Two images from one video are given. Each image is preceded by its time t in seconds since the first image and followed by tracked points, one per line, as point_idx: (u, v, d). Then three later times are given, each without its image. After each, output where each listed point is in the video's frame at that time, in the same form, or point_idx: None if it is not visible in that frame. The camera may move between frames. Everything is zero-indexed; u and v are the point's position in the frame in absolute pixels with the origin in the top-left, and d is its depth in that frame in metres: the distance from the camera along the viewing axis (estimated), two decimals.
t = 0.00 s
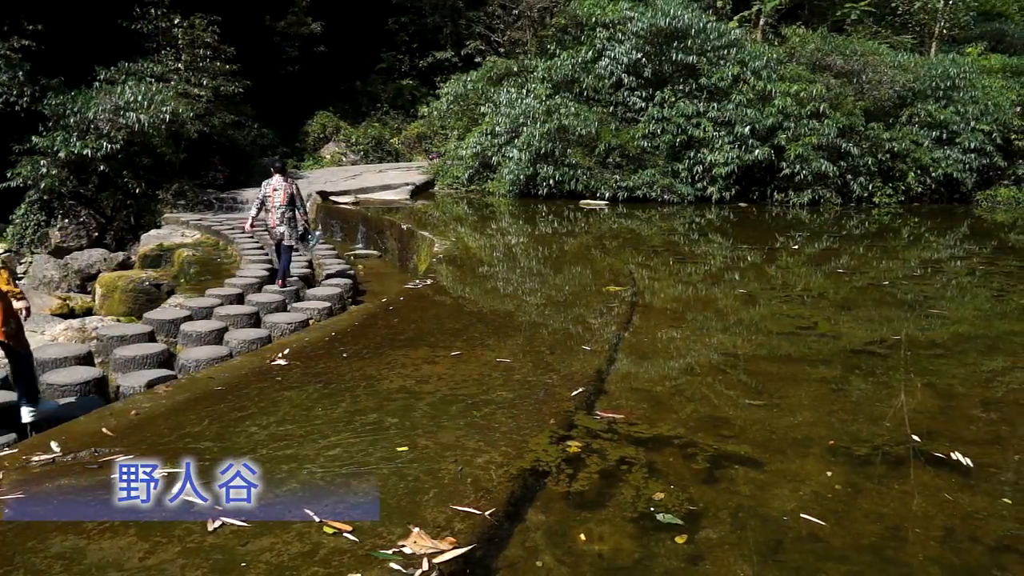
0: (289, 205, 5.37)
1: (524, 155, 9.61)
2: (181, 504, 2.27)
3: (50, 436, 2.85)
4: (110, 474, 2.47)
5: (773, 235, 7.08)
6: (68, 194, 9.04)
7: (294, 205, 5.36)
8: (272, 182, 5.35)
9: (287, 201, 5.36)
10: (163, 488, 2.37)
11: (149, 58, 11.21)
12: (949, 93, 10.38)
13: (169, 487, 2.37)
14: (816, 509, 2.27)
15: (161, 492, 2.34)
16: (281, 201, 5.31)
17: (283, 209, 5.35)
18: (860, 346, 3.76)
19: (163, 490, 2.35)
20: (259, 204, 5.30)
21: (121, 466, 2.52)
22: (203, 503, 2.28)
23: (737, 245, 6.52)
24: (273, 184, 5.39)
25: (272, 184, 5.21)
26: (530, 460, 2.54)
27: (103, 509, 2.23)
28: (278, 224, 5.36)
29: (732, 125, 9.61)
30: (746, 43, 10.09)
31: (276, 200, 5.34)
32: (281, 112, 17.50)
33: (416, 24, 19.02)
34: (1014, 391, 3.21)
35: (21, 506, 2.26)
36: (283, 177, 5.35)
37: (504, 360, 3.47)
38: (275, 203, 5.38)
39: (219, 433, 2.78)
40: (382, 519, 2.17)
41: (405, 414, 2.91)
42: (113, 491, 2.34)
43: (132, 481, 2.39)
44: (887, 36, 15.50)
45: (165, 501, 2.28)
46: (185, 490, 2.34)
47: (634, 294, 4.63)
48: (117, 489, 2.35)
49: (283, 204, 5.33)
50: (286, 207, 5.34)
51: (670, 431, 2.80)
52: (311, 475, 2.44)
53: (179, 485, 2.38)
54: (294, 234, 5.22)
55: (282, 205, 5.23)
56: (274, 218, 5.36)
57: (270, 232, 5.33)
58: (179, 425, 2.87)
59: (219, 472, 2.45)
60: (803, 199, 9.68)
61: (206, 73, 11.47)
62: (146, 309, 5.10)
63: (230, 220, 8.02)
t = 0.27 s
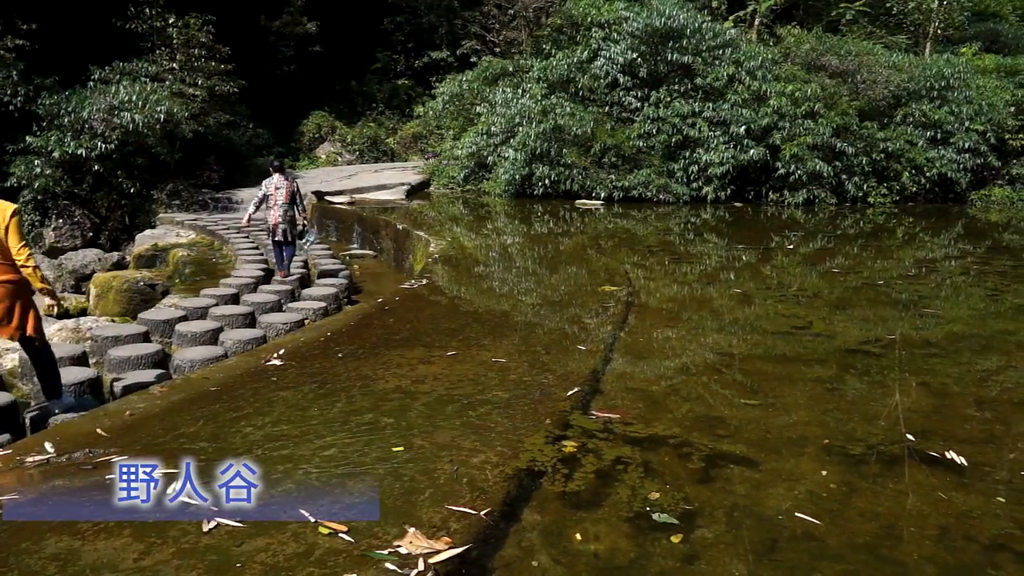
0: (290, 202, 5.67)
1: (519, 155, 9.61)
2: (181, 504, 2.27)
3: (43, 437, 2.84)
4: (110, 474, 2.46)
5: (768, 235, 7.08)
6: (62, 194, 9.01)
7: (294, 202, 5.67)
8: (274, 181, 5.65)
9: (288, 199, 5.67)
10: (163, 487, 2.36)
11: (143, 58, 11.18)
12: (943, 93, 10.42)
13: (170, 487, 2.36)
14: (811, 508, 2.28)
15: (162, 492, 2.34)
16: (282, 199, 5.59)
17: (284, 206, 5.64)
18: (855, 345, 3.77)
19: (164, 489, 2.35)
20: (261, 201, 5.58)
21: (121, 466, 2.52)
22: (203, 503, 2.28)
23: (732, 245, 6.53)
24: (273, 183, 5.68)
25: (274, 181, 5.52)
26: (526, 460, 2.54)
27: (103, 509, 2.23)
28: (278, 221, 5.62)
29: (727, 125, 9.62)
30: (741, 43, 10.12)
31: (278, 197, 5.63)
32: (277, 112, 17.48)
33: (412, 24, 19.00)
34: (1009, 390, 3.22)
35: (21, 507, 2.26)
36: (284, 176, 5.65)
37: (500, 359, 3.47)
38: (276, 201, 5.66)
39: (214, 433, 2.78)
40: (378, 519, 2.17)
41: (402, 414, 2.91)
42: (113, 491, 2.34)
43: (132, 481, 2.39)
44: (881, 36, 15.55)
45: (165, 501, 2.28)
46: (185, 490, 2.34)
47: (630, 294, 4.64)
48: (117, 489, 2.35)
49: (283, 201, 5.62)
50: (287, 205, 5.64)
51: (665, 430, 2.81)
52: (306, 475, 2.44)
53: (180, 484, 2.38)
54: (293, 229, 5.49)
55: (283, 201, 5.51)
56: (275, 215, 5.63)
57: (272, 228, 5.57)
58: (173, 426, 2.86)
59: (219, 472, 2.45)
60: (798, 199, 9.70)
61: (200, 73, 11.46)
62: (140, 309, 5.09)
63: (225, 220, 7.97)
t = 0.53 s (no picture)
0: (286, 201, 5.74)
1: (512, 155, 9.61)
2: (181, 505, 2.27)
3: (35, 438, 2.82)
4: (109, 474, 2.46)
5: (760, 235, 7.10)
6: (52, 194, 8.94)
7: (291, 201, 5.75)
8: (271, 179, 5.71)
9: (285, 198, 5.74)
10: (163, 487, 2.36)
11: (134, 57, 11.13)
12: (933, 93, 10.45)
13: (170, 486, 2.36)
14: (803, 507, 2.28)
15: (162, 492, 2.33)
16: (278, 197, 5.66)
17: (281, 204, 5.71)
18: (847, 344, 3.79)
19: (164, 489, 2.35)
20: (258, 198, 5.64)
21: (120, 466, 2.51)
22: (203, 503, 2.27)
23: (724, 245, 6.54)
24: (270, 181, 5.74)
25: (272, 179, 5.58)
26: (519, 460, 2.54)
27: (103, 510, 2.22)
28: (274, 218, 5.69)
29: (720, 125, 9.64)
30: (733, 44, 10.14)
31: (275, 196, 5.69)
32: (269, 112, 17.44)
33: (404, 24, 18.97)
34: (999, 388, 3.24)
35: (20, 507, 2.25)
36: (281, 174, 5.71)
37: (493, 359, 3.46)
38: (272, 199, 5.72)
39: (208, 434, 2.77)
40: (371, 520, 2.17)
41: (394, 414, 2.91)
42: (113, 491, 2.33)
43: (132, 481, 2.38)
44: (873, 36, 15.61)
45: (165, 501, 2.28)
46: (185, 490, 2.33)
47: (623, 293, 4.64)
48: (117, 489, 2.35)
49: (280, 199, 5.68)
50: (284, 203, 5.71)
51: (658, 430, 2.81)
52: (300, 475, 2.43)
53: (180, 484, 2.37)
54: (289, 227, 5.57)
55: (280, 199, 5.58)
56: (271, 212, 5.69)
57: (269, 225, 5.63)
58: (167, 427, 2.85)
59: (219, 471, 2.45)
60: (790, 199, 9.73)
61: (192, 72, 11.44)
62: (132, 310, 5.06)
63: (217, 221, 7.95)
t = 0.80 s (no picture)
0: (281, 202, 5.77)
1: (504, 155, 9.60)
2: (181, 504, 2.27)
3: (24, 440, 2.81)
4: (109, 473, 2.46)
5: (751, 235, 7.11)
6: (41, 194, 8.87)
7: (285, 202, 5.78)
8: (266, 178, 5.73)
9: (279, 198, 5.77)
10: (163, 487, 2.36)
11: (124, 56, 11.09)
12: (923, 93, 10.49)
13: (170, 486, 2.36)
14: (794, 506, 2.29)
15: (161, 492, 2.34)
16: (273, 198, 5.70)
17: (275, 205, 5.73)
18: (837, 343, 3.80)
19: (164, 489, 2.35)
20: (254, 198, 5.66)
21: (120, 466, 2.51)
22: (203, 503, 2.28)
23: (715, 245, 6.55)
24: (265, 181, 5.76)
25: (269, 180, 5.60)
26: (511, 460, 2.54)
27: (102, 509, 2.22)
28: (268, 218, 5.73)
29: (711, 125, 9.66)
30: (724, 44, 10.17)
31: (270, 196, 5.72)
32: (260, 112, 17.39)
33: (395, 23, 18.94)
34: (988, 387, 3.26)
35: (19, 506, 2.25)
36: (277, 174, 5.74)
37: (484, 359, 3.46)
38: (267, 199, 5.75)
39: (198, 435, 2.76)
40: (362, 520, 2.16)
41: (386, 414, 2.90)
42: (113, 491, 2.33)
43: (132, 481, 2.38)
44: (862, 37, 15.67)
45: (165, 501, 2.28)
46: (185, 490, 2.34)
47: (614, 293, 4.64)
48: (117, 488, 2.34)
49: (275, 200, 5.72)
50: (278, 204, 5.74)
51: (649, 429, 2.82)
52: (291, 476, 2.43)
53: (180, 484, 2.37)
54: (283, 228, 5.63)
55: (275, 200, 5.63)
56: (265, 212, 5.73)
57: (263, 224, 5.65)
58: (156, 428, 2.84)
59: (219, 471, 2.45)
60: (781, 198, 9.77)
61: (182, 71, 11.42)
62: (122, 310, 5.04)
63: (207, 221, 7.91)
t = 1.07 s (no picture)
0: (272, 198, 5.81)
1: (495, 154, 9.60)
2: (181, 505, 2.27)
3: (12, 442, 2.79)
4: (109, 474, 2.45)
5: (742, 234, 7.13)
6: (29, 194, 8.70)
7: (276, 198, 5.81)
8: (256, 177, 5.79)
9: (270, 194, 5.81)
10: (163, 487, 2.36)
11: (113, 55, 11.03)
12: (912, 93, 10.54)
13: (170, 486, 2.36)
14: (784, 504, 2.30)
15: (161, 491, 2.34)
16: (265, 194, 5.74)
17: (267, 201, 5.77)
18: (828, 342, 3.82)
19: (163, 489, 2.35)
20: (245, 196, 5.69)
21: (120, 465, 2.51)
22: (203, 503, 2.27)
23: (706, 244, 6.56)
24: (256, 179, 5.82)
25: (260, 176, 5.67)
26: (502, 460, 2.54)
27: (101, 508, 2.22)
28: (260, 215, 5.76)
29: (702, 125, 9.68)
30: (714, 44, 10.21)
31: (261, 193, 5.76)
32: (251, 112, 17.33)
33: (386, 22, 18.90)
34: (977, 385, 3.28)
35: (16, 507, 2.24)
36: (266, 172, 5.81)
37: (476, 359, 3.46)
38: (258, 196, 5.79)
39: (188, 436, 2.74)
40: (353, 521, 2.16)
41: (377, 415, 2.89)
42: (113, 491, 2.33)
43: (132, 481, 2.38)
44: (851, 37, 15.74)
45: (165, 502, 2.28)
46: (185, 490, 2.33)
47: (606, 293, 4.65)
48: (117, 489, 2.33)
49: (266, 196, 5.76)
50: (270, 200, 5.78)
51: (640, 428, 2.82)
52: (282, 476, 2.42)
53: (179, 484, 2.37)
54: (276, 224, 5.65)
55: (267, 196, 5.67)
56: (256, 209, 5.75)
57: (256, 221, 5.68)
58: (145, 429, 2.82)
59: (219, 471, 2.44)
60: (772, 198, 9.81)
61: (172, 71, 11.39)
62: (111, 311, 5.01)
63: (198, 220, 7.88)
